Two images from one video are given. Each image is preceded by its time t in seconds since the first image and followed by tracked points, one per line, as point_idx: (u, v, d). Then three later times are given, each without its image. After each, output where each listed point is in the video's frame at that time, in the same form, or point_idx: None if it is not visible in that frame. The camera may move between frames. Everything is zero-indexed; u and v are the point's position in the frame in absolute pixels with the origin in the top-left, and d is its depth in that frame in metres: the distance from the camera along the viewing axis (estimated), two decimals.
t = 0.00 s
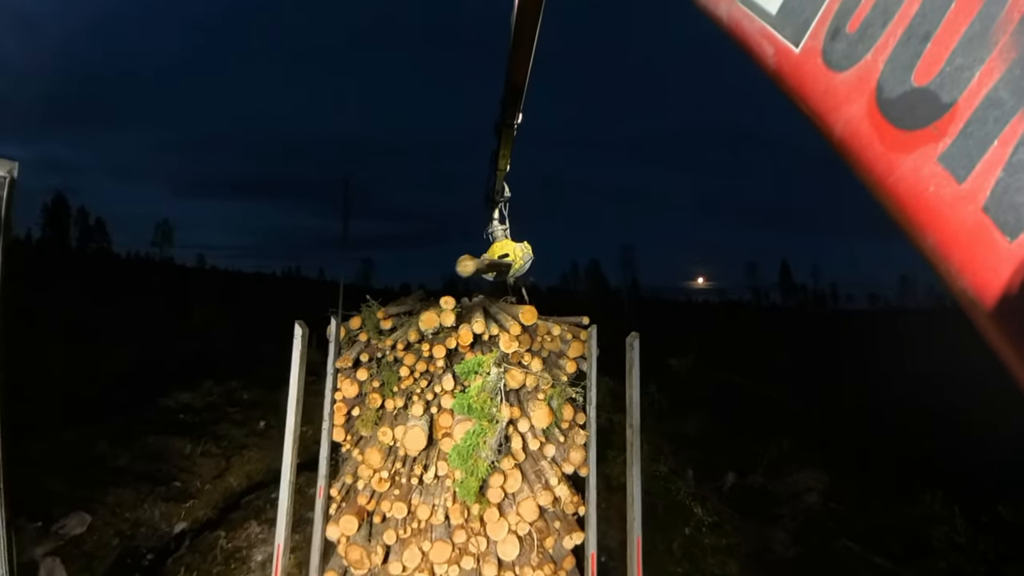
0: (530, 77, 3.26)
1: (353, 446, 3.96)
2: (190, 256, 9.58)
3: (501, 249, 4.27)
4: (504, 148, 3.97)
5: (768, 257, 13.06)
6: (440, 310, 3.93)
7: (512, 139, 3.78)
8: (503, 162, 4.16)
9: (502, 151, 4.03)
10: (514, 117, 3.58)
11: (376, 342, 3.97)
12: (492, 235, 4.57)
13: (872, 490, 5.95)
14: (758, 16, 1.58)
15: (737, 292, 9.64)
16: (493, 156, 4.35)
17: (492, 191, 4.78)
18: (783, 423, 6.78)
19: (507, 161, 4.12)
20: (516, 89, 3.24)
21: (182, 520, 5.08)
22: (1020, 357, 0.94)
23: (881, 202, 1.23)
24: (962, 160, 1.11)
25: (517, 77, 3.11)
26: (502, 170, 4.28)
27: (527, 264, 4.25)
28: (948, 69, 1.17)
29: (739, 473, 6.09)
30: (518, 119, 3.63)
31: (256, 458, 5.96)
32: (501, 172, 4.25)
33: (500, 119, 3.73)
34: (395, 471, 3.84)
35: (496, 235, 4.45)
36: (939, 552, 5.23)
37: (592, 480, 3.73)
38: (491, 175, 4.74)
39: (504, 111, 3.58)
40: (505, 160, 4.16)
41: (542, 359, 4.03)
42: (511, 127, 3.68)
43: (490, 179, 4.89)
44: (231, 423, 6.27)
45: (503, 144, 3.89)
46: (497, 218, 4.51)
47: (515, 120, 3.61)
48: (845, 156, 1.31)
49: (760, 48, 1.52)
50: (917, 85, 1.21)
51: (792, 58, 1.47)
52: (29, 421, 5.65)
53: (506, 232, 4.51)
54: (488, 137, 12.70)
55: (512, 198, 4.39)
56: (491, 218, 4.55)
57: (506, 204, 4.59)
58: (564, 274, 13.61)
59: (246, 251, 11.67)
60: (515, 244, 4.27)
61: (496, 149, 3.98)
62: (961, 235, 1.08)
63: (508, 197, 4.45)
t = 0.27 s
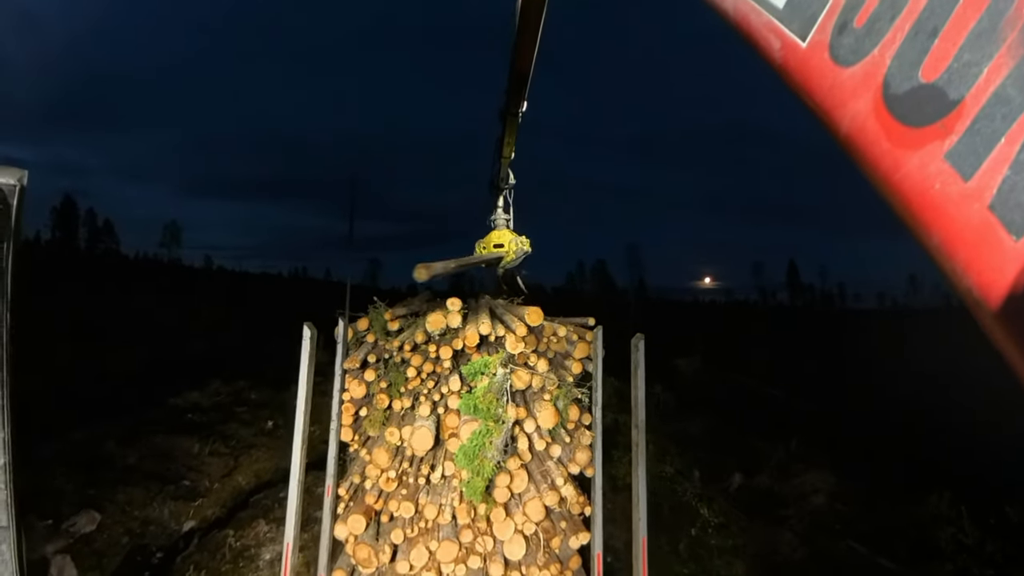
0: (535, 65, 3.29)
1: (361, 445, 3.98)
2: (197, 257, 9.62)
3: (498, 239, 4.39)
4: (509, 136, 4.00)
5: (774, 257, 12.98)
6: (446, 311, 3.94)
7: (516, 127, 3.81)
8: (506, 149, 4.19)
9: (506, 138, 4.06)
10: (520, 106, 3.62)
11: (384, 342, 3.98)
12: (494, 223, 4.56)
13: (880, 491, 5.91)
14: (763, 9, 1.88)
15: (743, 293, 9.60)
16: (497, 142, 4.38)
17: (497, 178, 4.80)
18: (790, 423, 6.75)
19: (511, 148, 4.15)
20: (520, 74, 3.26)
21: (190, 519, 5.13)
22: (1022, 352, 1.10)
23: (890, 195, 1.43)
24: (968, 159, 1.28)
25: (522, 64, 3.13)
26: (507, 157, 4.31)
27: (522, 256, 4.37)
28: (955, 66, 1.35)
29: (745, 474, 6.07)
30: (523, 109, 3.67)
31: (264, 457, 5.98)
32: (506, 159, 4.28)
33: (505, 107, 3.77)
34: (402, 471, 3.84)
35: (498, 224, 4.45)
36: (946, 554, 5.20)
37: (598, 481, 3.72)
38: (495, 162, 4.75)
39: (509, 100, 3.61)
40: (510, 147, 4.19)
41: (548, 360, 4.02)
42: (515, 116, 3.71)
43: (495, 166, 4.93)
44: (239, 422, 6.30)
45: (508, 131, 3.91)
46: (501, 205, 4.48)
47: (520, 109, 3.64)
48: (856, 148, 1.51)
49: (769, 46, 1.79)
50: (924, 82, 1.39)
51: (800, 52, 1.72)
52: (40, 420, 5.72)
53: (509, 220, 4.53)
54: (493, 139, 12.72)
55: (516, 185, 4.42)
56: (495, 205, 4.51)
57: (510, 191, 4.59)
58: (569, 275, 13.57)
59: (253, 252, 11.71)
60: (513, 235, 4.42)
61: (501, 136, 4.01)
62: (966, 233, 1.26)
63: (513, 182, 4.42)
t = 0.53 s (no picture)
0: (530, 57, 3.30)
1: (365, 443, 3.97)
2: (200, 255, 9.64)
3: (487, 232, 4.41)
4: (504, 127, 4.00)
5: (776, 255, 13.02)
6: (450, 309, 3.93)
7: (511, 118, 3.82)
8: (501, 140, 4.19)
9: (501, 130, 4.06)
10: (514, 97, 3.63)
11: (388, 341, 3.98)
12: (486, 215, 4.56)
13: (881, 488, 5.92)
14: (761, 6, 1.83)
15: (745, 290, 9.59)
16: (492, 133, 4.37)
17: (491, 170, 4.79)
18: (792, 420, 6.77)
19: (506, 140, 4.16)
20: (514, 67, 3.29)
21: (196, 516, 5.16)
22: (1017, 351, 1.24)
23: (883, 194, 1.50)
24: (961, 157, 1.35)
25: (516, 54, 3.13)
26: (501, 149, 4.30)
27: (511, 251, 4.41)
28: (949, 64, 1.39)
29: (747, 471, 6.09)
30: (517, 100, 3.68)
31: (268, 455, 6.01)
32: (501, 151, 4.28)
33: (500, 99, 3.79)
34: (407, 468, 3.85)
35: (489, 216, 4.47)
36: (948, 552, 5.21)
37: (602, 478, 3.73)
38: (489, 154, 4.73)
39: (503, 90, 3.62)
40: (504, 138, 4.19)
41: (551, 358, 4.02)
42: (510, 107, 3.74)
43: (489, 158, 4.89)
44: (244, 420, 6.31)
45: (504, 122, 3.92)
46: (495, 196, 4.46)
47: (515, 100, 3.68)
48: (850, 146, 1.56)
49: (762, 40, 1.77)
50: (918, 80, 1.44)
51: (794, 49, 1.72)
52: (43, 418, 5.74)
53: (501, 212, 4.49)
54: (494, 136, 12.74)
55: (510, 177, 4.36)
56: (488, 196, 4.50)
57: (505, 182, 4.55)
58: (571, 273, 13.59)
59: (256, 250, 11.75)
60: (503, 229, 4.43)
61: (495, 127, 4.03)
62: (958, 232, 1.35)
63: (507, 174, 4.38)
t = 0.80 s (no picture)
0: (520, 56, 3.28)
1: (370, 438, 3.97)
2: (201, 252, 9.62)
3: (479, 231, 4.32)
4: (494, 126, 3.97)
5: (779, 253, 13.05)
6: (455, 305, 3.90)
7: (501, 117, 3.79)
8: (491, 139, 4.16)
9: (490, 129, 4.03)
10: (503, 96, 3.60)
11: (393, 337, 3.95)
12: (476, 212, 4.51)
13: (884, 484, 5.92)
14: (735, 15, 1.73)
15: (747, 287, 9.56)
16: (483, 131, 4.34)
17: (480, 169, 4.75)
18: (794, 417, 6.75)
19: (496, 139, 4.12)
20: (505, 66, 3.25)
21: (200, 512, 5.18)
22: None
23: (869, 202, 1.18)
24: (946, 161, 1.05)
25: (506, 53, 3.11)
26: (490, 147, 4.27)
27: (503, 248, 4.39)
28: (935, 69, 1.11)
29: (750, 468, 6.06)
30: (507, 99, 3.65)
31: (271, 451, 5.94)
32: (490, 150, 4.25)
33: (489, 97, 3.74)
34: (413, 464, 3.86)
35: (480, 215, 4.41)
36: (950, 550, 5.25)
37: (607, 474, 3.75)
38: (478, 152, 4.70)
39: (493, 90, 3.59)
40: (494, 137, 4.16)
41: (556, 353, 4.01)
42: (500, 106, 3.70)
43: (479, 157, 4.86)
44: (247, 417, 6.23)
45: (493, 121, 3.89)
46: (484, 195, 4.44)
47: (504, 99, 3.63)
48: (831, 154, 1.24)
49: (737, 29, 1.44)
50: (905, 82, 1.14)
51: (782, 54, 1.35)
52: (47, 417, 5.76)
53: (492, 211, 4.46)
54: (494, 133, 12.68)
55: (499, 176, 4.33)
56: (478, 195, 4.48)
57: (494, 181, 4.52)
58: (573, 270, 13.58)
59: (259, 247, 11.76)
60: (495, 227, 4.33)
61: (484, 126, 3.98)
62: (942, 235, 1.03)
63: (496, 173, 4.36)
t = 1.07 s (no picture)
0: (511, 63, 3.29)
1: (374, 434, 3.98)
2: (204, 250, 9.64)
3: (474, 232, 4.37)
4: (484, 130, 3.97)
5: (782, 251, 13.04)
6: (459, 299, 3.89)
7: (492, 122, 3.80)
8: (482, 142, 4.16)
9: (482, 133, 4.04)
10: (494, 102, 3.60)
11: (396, 332, 3.95)
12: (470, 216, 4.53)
13: (886, 481, 5.93)
14: (733, 24, 2.46)
15: (750, 285, 9.54)
16: (475, 134, 4.35)
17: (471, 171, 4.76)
18: (797, 414, 6.75)
19: (487, 143, 4.13)
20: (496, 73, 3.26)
21: (204, 508, 5.20)
22: (989, 354, 1.62)
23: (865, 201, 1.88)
24: (930, 166, 1.69)
25: (498, 61, 3.14)
26: (482, 151, 4.27)
27: (498, 249, 4.40)
28: (919, 78, 1.75)
29: (752, 464, 6.07)
30: (498, 105, 3.66)
31: (275, 447, 5.94)
32: (481, 153, 4.26)
33: (480, 103, 3.74)
34: (417, 459, 3.87)
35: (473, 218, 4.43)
36: (953, 547, 5.24)
37: (611, 469, 3.74)
38: (470, 154, 4.71)
39: (483, 96, 3.59)
40: (485, 141, 4.17)
41: (561, 348, 3.99)
42: (491, 113, 3.70)
43: (470, 159, 4.87)
44: (250, 413, 6.24)
45: (483, 126, 3.90)
46: (478, 199, 4.46)
47: (495, 105, 3.63)
48: (828, 155, 2.01)
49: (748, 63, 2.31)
50: (889, 94, 1.82)
51: (770, 64, 2.25)
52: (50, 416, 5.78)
53: (484, 213, 4.51)
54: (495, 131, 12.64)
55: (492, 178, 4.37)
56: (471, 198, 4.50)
57: (486, 182, 4.57)
58: (575, 267, 13.58)
59: (261, 245, 11.78)
60: (489, 229, 4.39)
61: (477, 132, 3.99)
62: (934, 236, 1.67)
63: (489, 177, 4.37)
